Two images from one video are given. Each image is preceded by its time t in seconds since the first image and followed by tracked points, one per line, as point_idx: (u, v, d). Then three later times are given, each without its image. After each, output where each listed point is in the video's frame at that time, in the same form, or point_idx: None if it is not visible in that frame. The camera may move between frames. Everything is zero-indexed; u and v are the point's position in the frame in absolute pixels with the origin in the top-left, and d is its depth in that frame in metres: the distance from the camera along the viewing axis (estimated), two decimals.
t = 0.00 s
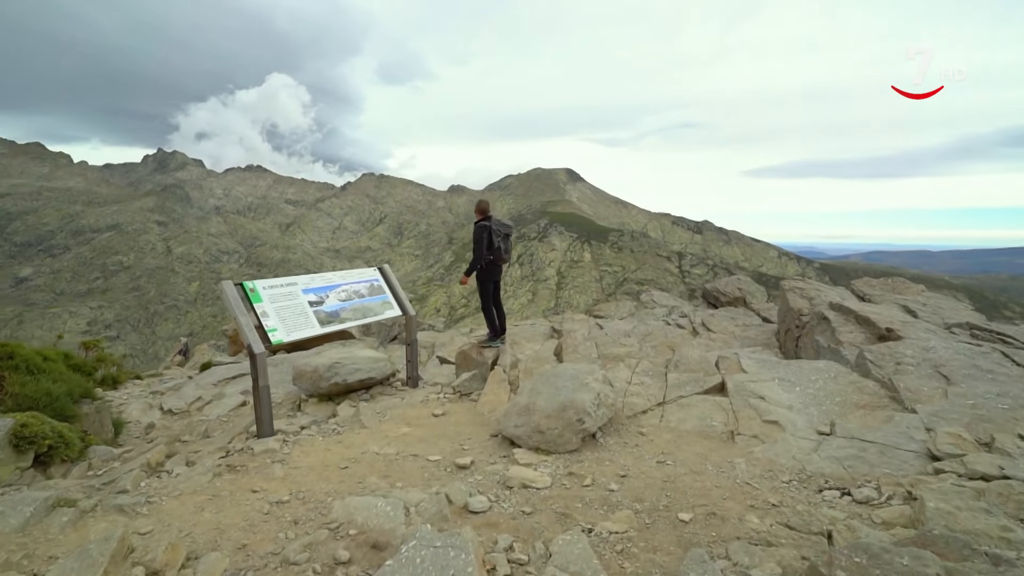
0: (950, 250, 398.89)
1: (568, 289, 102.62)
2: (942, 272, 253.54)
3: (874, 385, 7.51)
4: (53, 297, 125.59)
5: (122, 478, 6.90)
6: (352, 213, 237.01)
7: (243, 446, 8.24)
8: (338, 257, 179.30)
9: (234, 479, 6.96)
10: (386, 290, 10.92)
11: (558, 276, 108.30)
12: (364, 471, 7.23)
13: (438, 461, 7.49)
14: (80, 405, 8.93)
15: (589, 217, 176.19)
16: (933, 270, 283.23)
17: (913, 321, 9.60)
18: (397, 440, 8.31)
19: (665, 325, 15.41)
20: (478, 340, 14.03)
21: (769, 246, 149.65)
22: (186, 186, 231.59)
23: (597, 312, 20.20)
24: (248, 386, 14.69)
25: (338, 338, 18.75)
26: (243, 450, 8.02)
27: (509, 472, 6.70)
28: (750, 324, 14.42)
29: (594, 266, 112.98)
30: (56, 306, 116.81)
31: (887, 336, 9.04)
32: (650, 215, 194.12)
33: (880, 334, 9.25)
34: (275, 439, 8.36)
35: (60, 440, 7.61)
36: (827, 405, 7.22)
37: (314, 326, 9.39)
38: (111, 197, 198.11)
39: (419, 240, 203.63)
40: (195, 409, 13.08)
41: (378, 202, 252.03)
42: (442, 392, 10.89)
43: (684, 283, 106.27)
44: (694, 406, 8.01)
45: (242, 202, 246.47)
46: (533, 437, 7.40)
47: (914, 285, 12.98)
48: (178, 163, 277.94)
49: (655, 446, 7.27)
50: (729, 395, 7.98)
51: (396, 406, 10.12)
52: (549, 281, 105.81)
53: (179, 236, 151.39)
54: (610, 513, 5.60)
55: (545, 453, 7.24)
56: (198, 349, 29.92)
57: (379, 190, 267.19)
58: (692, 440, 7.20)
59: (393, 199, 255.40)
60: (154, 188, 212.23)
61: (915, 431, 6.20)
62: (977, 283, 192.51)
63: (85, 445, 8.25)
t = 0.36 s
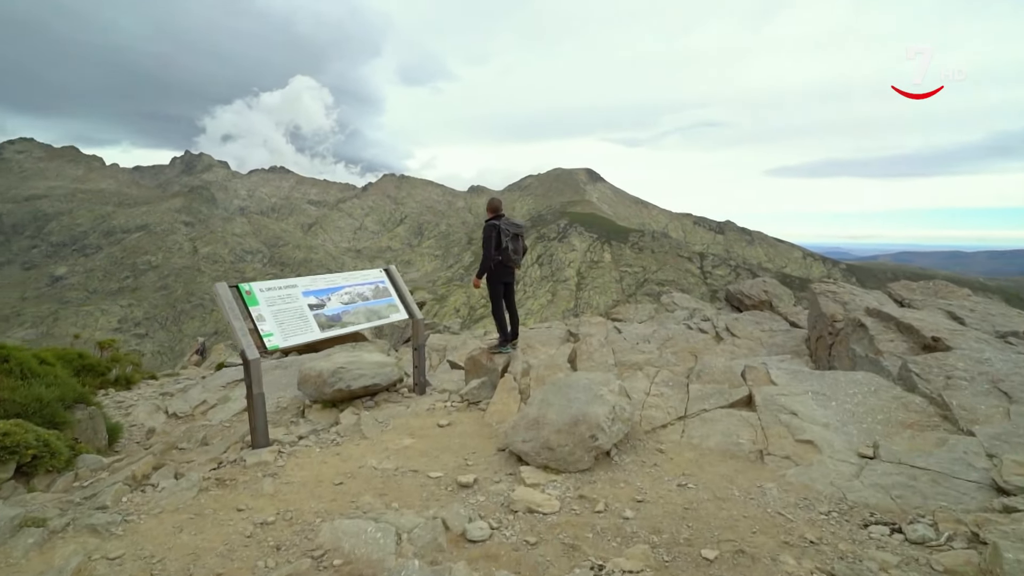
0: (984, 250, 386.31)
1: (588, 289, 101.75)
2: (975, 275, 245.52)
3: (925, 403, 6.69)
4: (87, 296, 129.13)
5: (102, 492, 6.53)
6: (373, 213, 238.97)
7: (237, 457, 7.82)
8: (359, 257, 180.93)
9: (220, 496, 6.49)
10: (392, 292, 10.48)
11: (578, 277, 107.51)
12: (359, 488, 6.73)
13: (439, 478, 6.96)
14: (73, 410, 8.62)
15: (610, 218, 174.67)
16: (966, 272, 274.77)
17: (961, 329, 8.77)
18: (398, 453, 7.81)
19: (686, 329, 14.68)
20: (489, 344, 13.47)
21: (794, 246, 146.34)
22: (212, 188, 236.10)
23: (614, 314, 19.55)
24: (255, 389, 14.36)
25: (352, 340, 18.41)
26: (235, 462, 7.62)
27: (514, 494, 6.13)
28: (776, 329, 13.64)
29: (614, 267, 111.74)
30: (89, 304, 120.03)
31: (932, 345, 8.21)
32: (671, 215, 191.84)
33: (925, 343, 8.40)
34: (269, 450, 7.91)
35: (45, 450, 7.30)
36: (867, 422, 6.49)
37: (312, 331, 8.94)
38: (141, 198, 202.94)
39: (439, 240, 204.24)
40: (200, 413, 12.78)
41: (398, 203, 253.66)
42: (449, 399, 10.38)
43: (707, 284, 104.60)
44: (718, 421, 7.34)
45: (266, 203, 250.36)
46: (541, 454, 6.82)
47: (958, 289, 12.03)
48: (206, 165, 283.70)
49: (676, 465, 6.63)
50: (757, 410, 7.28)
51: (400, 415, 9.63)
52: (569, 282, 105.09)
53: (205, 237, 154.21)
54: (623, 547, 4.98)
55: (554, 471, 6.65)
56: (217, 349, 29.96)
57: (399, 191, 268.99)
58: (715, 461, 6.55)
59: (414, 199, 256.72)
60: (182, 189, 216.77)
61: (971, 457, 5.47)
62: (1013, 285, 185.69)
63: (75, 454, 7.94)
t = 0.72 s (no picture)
0: None
1: (618, 290, 100.34)
2: None
3: (1000, 430, 5.83)
4: (132, 293, 133.97)
5: (98, 503, 6.21)
6: (405, 214, 241.53)
7: (241, 468, 7.46)
8: (391, 257, 183.04)
9: (217, 512, 6.13)
10: (408, 295, 10.04)
11: (609, 278, 106.11)
12: (362, 508, 6.28)
13: (449, 499, 6.45)
14: (82, 414, 8.38)
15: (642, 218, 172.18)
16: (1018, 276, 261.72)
17: None
18: (408, 469, 7.34)
19: (720, 335, 13.84)
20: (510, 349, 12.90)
21: (833, 248, 141.48)
22: (250, 189, 242.40)
23: (644, 318, 18.75)
24: (274, 393, 14.15)
25: (374, 342, 18.09)
26: (239, 473, 7.25)
27: (528, 520, 5.59)
28: (819, 336, 12.72)
29: (645, 268, 109.90)
30: (134, 301, 124.52)
31: (1003, 360, 7.30)
32: (704, 215, 188.03)
33: (995, 357, 7.47)
34: (274, 461, 7.52)
35: (47, 457, 7.07)
36: (931, 450, 5.70)
37: (323, 336, 8.55)
38: (183, 199, 209.75)
39: (469, 240, 204.91)
40: (217, 416, 12.60)
41: (429, 203, 255.62)
42: (467, 408, 9.85)
43: (741, 286, 101.95)
44: (756, 442, 6.63)
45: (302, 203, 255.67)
46: (559, 476, 6.23)
47: None
48: (244, 167, 291.50)
49: (711, 492, 5.95)
50: (801, 430, 6.54)
51: (415, 424, 9.15)
52: (600, 283, 103.83)
53: (243, 237, 158.19)
54: None
55: (573, 494, 6.08)
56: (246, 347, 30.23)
57: (431, 191, 271.19)
58: (757, 489, 5.84)
59: (444, 200, 258.33)
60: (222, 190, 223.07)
61: None
62: None
63: (80, 461, 7.68)
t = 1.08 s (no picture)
0: None
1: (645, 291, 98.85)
2: None
3: None
4: (168, 290, 137.48)
5: (81, 515, 5.92)
6: (431, 214, 242.97)
7: (235, 479, 7.10)
8: (417, 257, 184.24)
9: (199, 529, 5.76)
10: (419, 297, 9.63)
11: (635, 278, 104.53)
12: (354, 527, 5.82)
13: (450, 519, 5.96)
14: (81, 417, 8.14)
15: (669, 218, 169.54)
16: None
17: None
18: (408, 482, 6.89)
19: (750, 340, 13.10)
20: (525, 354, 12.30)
21: (869, 248, 136.88)
22: (281, 190, 246.84)
23: (669, 321, 18.01)
24: (286, 395, 13.88)
25: (391, 344, 17.79)
26: (232, 484, 6.91)
27: (532, 548, 5.10)
28: (857, 344, 11.87)
29: (673, 269, 107.96)
30: (170, 298, 127.95)
31: None
32: (734, 215, 184.16)
33: None
34: (270, 472, 7.15)
35: (36, 463, 6.86)
36: (994, 480, 4.99)
37: (327, 339, 8.17)
38: (217, 199, 214.59)
39: (495, 240, 204.84)
40: (227, 418, 12.40)
41: (456, 203, 256.59)
42: (477, 417, 9.36)
43: (772, 288, 99.37)
44: (789, 463, 5.96)
45: (331, 204, 259.45)
46: (565, 499, 5.69)
47: None
48: (276, 168, 296.97)
49: (734, 520, 5.34)
50: (840, 451, 5.85)
51: (421, 433, 8.69)
52: (626, 283, 102.44)
53: (273, 236, 161.04)
54: None
55: (581, 520, 5.52)
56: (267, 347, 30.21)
57: (457, 192, 272.37)
58: (790, 518, 5.19)
59: (471, 200, 259.02)
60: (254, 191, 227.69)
61: None
62: None
63: (75, 466, 7.45)
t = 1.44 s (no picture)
0: None
1: (662, 292, 97.72)
2: None
3: None
4: (188, 289, 139.39)
5: (50, 526, 5.58)
6: (447, 215, 243.58)
7: (219, 487, 6.74)
8: (433, 257, 184.71)
9: (172, 545, 5.38)
10: (420, 297, 9.19)
11: (652, 280, 103.38)
12: (339, 546, 5.39)
13: (441, 538, 5.49)
14: (66, 421, 7.82)
15: (686, 219, 167.81)
16: None
17: None
18: (399, 495, 6.44)
19: (769, 344, 12.48)
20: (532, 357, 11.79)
21: (891, 249, 133.95)
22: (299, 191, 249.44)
23: (683, 324, 17.41)
24: (289, 397, 13.57)
25: (398, 344, 17.45)
26: (215, 494, 6.53)
27: None
28: (884, 348, 11.21)
29: (690, 270, 106.61)
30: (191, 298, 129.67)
31: None
32: (752, 215, 181.65)
33: None
34: (255, 480, 6.77)
35: (12, 470, 6.52)
36: None
37: (324, 341, 7.75)
38: (237, 200, 217.35)
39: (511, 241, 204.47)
40: (225, 422, 12.11)
41: (472, 204, 256.92)
42: (480, 423, 8.87)
43: (791, 289, 97.59)
44: (814, 482, 5.38)
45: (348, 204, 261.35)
46: (566, 519, 5.21)
47: None
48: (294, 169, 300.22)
49: (755, 548, 4.79)
50: (871, 471, 5.28)
51: (418, 441, 8.24)
52: (642, 284, 101.37)
53: (291, 237, 162.50)
54: None
55: (582, 544, 5.03)
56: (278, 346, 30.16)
57: (473, 193, 272.73)
58: (816, 547, 4.63)
59: (486, 200, 259.16)
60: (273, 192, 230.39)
61: None
62: None
63: (56, 472, 7.14)
